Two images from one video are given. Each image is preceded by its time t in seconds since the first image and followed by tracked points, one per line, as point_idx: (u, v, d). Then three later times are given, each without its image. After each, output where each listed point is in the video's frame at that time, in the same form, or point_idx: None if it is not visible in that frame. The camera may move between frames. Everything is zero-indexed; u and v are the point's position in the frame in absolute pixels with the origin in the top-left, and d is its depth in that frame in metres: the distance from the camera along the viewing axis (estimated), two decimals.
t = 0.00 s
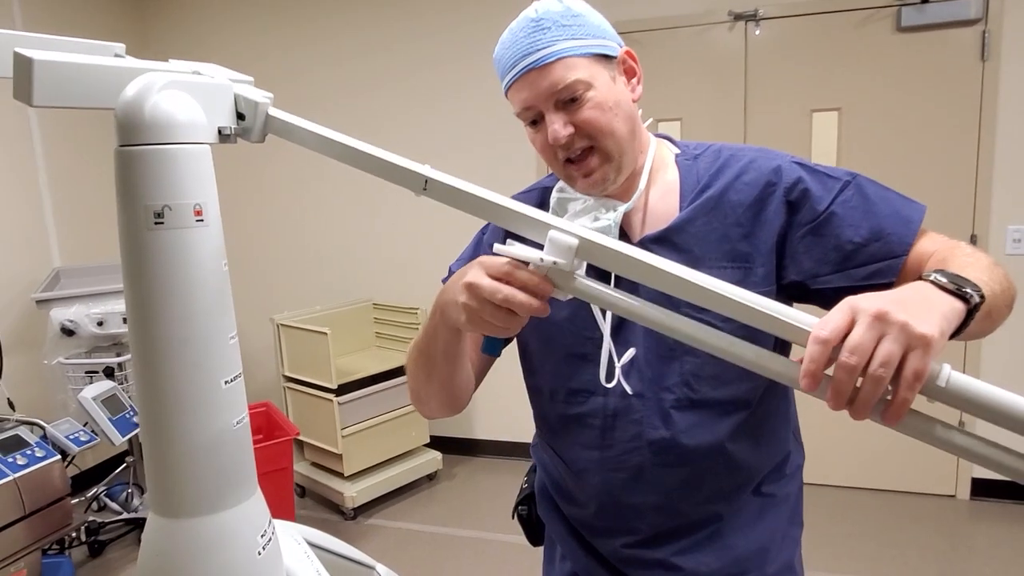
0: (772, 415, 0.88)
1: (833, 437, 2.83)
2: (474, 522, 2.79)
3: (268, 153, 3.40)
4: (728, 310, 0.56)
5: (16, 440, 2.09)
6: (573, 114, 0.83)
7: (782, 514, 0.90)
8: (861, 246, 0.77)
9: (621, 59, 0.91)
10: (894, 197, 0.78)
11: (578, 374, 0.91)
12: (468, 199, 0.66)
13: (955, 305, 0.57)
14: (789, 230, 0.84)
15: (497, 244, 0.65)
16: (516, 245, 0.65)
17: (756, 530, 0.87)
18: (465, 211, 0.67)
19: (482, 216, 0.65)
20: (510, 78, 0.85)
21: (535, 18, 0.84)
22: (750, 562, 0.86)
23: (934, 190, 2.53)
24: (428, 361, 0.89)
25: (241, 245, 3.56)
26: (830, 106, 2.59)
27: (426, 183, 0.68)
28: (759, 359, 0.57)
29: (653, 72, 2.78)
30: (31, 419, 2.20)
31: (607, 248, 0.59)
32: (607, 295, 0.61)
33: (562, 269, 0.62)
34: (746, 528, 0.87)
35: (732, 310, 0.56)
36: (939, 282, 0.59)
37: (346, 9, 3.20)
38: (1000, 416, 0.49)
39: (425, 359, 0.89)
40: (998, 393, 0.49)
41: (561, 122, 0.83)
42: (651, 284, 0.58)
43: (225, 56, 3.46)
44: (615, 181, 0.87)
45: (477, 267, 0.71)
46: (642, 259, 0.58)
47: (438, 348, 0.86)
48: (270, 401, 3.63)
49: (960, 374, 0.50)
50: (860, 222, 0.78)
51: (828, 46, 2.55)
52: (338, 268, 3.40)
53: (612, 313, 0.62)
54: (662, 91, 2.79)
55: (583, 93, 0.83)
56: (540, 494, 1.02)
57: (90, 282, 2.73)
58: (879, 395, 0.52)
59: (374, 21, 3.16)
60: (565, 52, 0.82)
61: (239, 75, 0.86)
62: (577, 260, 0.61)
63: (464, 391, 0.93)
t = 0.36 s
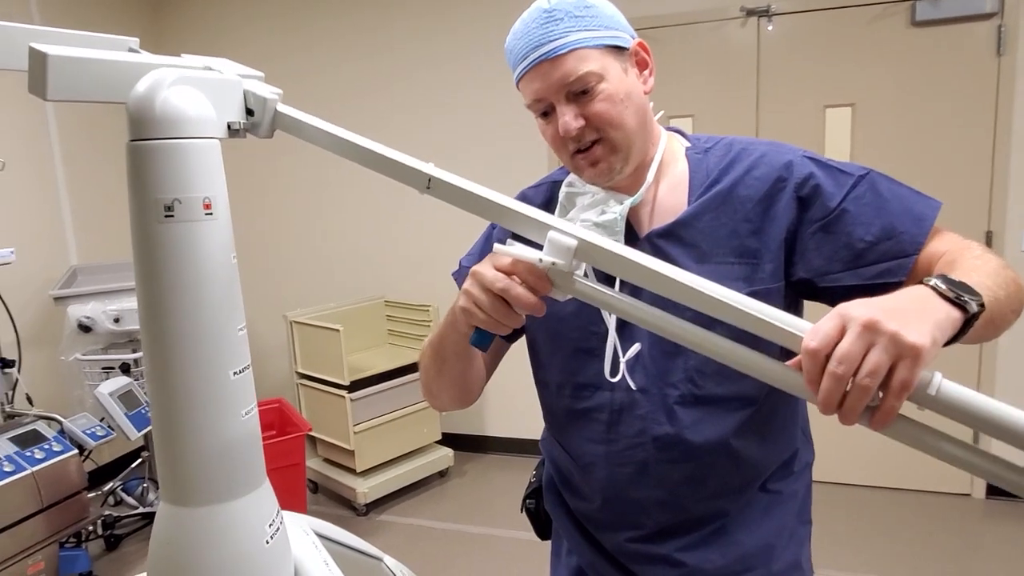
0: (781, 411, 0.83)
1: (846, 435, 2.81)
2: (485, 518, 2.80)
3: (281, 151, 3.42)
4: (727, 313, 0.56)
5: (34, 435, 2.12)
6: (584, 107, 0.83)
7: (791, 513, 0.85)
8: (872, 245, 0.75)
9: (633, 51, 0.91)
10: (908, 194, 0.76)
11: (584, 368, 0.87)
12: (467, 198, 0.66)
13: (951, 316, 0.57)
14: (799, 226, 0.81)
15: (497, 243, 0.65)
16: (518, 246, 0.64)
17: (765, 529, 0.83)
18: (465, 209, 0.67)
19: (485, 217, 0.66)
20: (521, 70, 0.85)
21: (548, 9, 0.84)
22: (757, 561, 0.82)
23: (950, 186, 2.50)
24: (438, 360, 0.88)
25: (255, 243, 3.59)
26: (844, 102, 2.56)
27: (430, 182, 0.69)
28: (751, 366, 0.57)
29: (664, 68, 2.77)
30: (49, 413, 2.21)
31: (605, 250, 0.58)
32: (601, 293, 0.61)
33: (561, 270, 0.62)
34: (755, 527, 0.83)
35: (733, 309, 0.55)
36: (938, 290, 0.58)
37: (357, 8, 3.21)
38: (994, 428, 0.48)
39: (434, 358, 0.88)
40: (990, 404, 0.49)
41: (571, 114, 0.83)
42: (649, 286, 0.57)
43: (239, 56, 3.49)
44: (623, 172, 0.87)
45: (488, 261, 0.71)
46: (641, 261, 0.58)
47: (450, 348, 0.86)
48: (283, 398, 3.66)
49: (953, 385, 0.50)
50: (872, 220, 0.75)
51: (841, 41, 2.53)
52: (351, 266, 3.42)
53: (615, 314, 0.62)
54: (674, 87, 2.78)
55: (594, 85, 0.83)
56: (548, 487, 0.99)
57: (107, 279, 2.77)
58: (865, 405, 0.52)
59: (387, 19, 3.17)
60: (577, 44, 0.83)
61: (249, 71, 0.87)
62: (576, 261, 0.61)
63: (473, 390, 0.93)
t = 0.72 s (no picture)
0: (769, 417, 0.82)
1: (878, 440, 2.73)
2: (507, 518, 2.81)
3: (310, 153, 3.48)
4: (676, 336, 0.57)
5: (69, 430, 2.20)
6: (561, 110, 0.85)
7: (779, 524, 0.85)
8: (858, 253, 0.73)
9: (615, 53, 0.92)
10: (898, 199, 0.73)
11: (567, 372, 0.89)
12: (437, 212, 0.70)
13: (907, 350, 0.57)
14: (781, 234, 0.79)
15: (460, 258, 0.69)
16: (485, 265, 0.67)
17: (751, 539, 0.83)
18: (436, 224, 0.71)
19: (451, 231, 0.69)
20: (501, 73, 0.87)
21: (525, 13, 0.87)
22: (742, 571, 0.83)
23: (986, 184, 2.41)
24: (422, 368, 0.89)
25: (284, 244, 3.65)
26: (874, 97, 2.49)
27: (402, 196, 0.73)
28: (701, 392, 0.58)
29: (687, 67, 2.73)
30: (83, 409, 2.30)
31: (562, 272, 0.61)
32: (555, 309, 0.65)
33: (522, 288, 0.64)
34: (740, 536, 0.83)
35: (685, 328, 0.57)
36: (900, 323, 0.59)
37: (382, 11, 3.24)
38: (934, 474, 0.49)
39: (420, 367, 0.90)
40: (933, 450, 0.49)
41: (548, 117, 0.85)
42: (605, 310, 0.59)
43: (270, 60, 3.55)
44: (604, 176, 0.89)
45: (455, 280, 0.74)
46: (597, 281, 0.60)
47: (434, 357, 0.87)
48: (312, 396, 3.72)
49: (898, 427, 0.51)
50: (859, 226, 0.74)
51: (872, 34, 2.44)
52: (376, 266, 3.45)
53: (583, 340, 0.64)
54: (697, 85, 2.73)
55: (571, 87, 0.85)
56: (540, 490, 1.02)
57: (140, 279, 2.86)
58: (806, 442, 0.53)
59: (412, 21, 3.19)
60: (554, 46, 0.84)
61: (241, 79, 0.89)
62: (536, 280, 0.64)
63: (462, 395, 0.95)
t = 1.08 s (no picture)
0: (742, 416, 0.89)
1: (939, 446, 2.60)
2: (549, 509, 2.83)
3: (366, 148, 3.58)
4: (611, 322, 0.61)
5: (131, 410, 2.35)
6: (556, 101, 0.87)
7: (751, 516, 0.92)
8: (842, 256, 0.79)
9: (616, 43, 0.93)
10: (889, 202, 0.79)
11: (550, 366, 0.98)
12: (410, 205, 0.76)
13: (862, 347, 0.60)
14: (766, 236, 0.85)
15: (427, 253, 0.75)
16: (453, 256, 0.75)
17: (719, 531, 0.91)
18: (411, 218, 0.77)
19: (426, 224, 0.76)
20: (498, 60, 0.90)
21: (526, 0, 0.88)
22: (710, 562, 0.90)
23: None
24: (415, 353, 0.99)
25: (340, 236, 3.76)
26: (937, 85, 2.38)
27: (380, 190, 0.78)
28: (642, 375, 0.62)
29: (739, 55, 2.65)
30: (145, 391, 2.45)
31: (518, 261, 0.67)
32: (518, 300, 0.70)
33: (485, 278, 0.71)
34: (708, 529, 0.91)
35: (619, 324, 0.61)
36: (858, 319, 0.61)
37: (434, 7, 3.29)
38: (866, 467, 0.52)
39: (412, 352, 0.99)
40: (871, 444, 0.52)
41: (542, 108, 0.87)
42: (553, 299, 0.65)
43: (327, 56, 3.64)
44: (596, 171, 0.93)
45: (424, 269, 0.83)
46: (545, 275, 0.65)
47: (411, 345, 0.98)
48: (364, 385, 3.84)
49: (833, 421, 0.54)
50: (845, 229, 0.79)
51: (935, 19, 2.34)
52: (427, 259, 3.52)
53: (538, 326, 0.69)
54: (749, 74, 2.65)
55: (567, 79, 0.87)
56: (534, 482, 1.12)
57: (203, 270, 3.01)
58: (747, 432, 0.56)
59: (462, 16, 3.22)
60: (551, 36, 0.86)
61: (245, 79, 0.93)
62: (498, 271, 0.70)
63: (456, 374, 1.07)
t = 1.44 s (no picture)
0: (758, 392, 0.90)
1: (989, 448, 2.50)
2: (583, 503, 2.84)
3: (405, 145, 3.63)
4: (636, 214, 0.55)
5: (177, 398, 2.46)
6: (571, 86, 0.88)
7: (769, 499, 0.92)
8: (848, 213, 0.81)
9: (626, 39, 0.94)
10: (890, 152, 0.77)
11: (561, 354, 0.99)
12: (421, 147, 0.73)
13: (897, 198, 0.55)
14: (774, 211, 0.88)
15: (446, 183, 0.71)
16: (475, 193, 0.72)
17: (735, 516, 0.91)
18: (429, 160, 0.74)
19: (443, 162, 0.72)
20: (512, 47, 0.90)
21: None
22: (727, 547, 0.91)
23: None
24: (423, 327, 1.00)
25: (380, 231, 3.83)
26: (988, 73, 2.29)
27: (394, 141, 0.77)
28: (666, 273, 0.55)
29: (778, 45, 2.60)
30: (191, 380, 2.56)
31: (533, 169, 0.62)
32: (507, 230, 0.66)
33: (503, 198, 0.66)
34: (725, 515, 0.91)
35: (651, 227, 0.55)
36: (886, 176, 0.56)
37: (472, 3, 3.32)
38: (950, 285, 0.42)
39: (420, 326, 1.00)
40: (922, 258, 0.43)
41: (557, 93, 0.88)
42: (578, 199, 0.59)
43: (367, 54, 3.70)
44: (605, 157, 0.93)
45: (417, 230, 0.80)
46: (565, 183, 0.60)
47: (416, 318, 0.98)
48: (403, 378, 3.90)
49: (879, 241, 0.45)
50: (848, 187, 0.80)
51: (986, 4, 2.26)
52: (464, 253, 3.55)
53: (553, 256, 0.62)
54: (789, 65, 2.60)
55: (581, 66, 0.88)
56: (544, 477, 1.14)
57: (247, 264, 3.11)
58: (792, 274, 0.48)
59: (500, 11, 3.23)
60: (567, 24, 0.87)
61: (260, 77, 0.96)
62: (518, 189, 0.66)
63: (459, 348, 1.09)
